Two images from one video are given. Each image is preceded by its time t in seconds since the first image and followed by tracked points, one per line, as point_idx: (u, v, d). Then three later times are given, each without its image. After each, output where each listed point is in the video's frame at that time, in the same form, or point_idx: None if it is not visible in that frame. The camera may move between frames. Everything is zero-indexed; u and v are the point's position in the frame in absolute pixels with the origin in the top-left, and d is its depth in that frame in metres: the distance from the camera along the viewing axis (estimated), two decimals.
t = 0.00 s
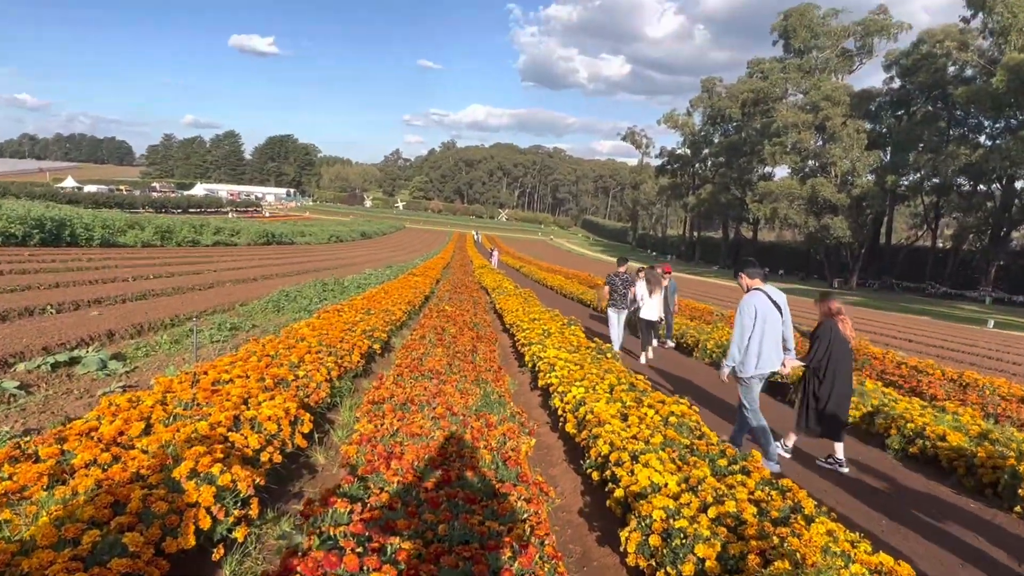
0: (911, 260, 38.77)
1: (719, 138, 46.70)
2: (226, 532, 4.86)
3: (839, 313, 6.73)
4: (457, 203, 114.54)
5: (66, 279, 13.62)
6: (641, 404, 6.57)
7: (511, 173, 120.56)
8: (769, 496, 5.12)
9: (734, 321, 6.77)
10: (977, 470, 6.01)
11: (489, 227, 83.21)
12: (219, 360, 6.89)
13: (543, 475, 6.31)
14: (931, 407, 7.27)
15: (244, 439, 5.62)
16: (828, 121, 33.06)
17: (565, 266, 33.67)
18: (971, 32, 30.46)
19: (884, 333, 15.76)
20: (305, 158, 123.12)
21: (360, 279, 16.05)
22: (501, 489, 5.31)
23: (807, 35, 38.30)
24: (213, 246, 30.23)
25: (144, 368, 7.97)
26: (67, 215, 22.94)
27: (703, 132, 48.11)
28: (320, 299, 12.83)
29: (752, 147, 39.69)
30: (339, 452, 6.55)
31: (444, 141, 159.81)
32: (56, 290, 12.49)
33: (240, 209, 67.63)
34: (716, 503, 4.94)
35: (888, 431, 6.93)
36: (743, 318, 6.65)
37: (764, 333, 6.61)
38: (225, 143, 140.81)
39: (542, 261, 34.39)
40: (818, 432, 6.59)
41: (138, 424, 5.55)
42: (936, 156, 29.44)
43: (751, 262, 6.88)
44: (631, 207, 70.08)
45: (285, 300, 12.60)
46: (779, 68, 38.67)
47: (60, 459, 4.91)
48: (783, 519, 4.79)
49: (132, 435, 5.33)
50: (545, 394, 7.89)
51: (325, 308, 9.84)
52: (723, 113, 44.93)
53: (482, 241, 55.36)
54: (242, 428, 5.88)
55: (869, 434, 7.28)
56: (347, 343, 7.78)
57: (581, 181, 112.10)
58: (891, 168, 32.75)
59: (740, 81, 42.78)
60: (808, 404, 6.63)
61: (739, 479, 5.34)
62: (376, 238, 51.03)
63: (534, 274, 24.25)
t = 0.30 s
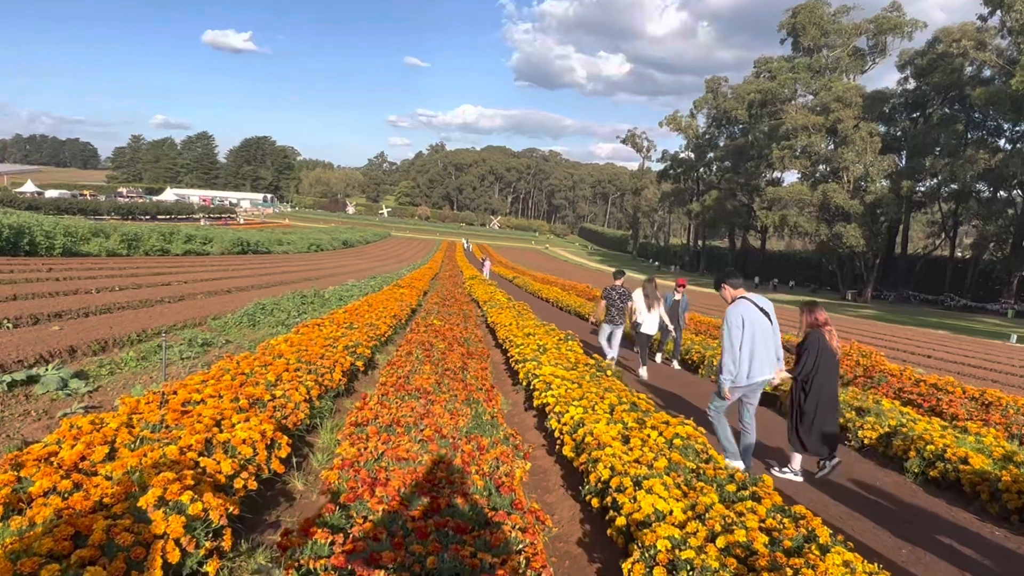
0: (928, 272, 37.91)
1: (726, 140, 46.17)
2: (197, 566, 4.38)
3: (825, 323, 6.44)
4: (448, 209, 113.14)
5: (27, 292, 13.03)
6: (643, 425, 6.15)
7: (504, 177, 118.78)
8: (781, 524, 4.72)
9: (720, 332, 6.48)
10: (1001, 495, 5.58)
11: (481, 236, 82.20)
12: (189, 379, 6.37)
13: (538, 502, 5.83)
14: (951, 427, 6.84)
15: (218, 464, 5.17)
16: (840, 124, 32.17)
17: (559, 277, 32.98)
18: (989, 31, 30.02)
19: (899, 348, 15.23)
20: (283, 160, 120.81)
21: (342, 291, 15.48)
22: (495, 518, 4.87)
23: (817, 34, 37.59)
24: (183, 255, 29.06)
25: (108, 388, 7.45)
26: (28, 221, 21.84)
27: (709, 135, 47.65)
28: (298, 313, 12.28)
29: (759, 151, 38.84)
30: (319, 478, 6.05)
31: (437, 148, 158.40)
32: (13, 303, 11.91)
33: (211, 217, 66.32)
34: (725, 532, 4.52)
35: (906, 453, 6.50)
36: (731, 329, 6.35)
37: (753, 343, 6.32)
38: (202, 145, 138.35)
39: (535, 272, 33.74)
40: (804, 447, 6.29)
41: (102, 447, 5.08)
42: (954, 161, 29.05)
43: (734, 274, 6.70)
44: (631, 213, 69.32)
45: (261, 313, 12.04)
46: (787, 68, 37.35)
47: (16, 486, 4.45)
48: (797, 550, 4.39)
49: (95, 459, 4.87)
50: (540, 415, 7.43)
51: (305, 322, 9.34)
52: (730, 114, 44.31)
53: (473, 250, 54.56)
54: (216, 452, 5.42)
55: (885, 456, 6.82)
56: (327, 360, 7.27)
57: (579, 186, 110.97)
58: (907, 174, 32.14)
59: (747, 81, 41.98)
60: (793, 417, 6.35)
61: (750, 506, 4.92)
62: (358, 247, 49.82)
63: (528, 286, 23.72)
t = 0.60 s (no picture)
0: (954, 281, 34.25)
1: (736, 138, 44.61)
2: None
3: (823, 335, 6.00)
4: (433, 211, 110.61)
5: None
6: (647, 448, 5.62)
7: (494, 177, 115.77)
8: (799, 555, 4.22)
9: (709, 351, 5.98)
10: None
11: (470, 241, 80.51)
12: (147, 399, 5.77)
13: (530, 534, 5.27)
14: (982, 450, 6.32)
15: (179, 493, 4.62)
16: (860, 120, 29.64)
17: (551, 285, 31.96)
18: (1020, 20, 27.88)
19: (920, 361, 14.46)
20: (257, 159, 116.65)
21: (317, 302, 14.73)
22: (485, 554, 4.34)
23: (835, 22, 35.66)
24: (143, 262, 26.20)
25: (57, 409, 6.83)
26: None
27: (718, 132, 45.92)
28: (268, 326, 11.56)
29: (772, 150, 37.44)
30: (291, 508, 5.47)
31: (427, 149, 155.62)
32: None
33: (173, 219, 64.39)
34: (739, 568, 4.02)
35: (933, 479, 5.98)
36: (721, 347, 5.87)
37: (747, 361, 5.83)
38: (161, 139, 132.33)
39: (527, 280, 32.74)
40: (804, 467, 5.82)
41: (48, 475, 4.50)
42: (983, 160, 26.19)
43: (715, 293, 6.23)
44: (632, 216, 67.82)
45: (228, 326, 11.32)
46: (804, 59, 36.22)
47: None
48: None
49: (40, 488, 4.30)
50: (535, 438, 6.86)
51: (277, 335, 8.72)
52: (739, 109, 43.27)
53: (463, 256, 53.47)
54: (177, 479, 4.85)
55: (910, 482, 6.30)
56: (300, 378, 6.66)
57: (577, 187, 108.43)
58: (931, 174, 29.35)
59: (759, 74, 40.93)
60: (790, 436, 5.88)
61: (765, 536, 4.39)
62: (336, 251, 47.98)
63: (522, 295, 22.92)
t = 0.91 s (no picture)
0: (963, 288, 33.99)
1: (736, 140, 44.47)
2: None
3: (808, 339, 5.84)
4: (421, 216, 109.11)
5: None
6: (644, 464, 5.39)
7: (485, 181, 114.84)
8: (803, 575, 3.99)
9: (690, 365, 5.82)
10: None
11: (460, 248, 79.62)
12: (121, 413, 5.48)
13: (522, 553, 5.02)
14: (992, 465, 6.14)
15: (155, 512, 4.34)
16: (863, 123, 29.42)
17: (542, 293, 31.46)
18: None
19: (925, 373, 14.17)
20: (235, 162, 114.72)
21: (300, 310, 14.37)
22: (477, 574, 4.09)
23: (838, 22, 35.51)
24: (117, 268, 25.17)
25: (25, 424, 6.54)
26: None
27: (717, 134, 45.91)
28: (249, 336, 11.24)
29: (773, 153, 37.03)
30: (272, 527, 5.20)
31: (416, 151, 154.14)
32: None
33: (148, 223, 63.02)
34: None
35: (941, 496, 5.79)
36: (703, 361, 5.71)
37: (732, 371, 5.66)
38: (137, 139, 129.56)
39: (518, 288, 32.27)
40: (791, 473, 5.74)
41: (15, 493, 4.21)
42: (992, 165, 25.91)
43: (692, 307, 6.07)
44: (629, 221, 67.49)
45: (206, 335, 11.01)
46: (806, 60, 36.26)
47: None
48: None
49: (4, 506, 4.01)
50: (527, 452, 6.61)
51: (258, 345, 8.45)
52: (740, 111, 43.17)
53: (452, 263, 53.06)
54: (152, 497, 4.58)
55: (917, 498, 6.10)
56: (281, 390, 6.38)
57: (572, 190, 108.13)
58: (938, 179, 29.02)
59: (760, 74, 40.76)
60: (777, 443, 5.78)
61: (766, 556, 4.17)
62: (319, 257, 46.98)
63: (514, 303, 22.64)
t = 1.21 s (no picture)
0: (974, 296, 33.25)
1: (739, 139, 44.42)
2: None
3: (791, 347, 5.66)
4: (408, 218, 107.88)
5: None
6: (643, 479, 5.13)
7: (473, 181, 113.60)
8: None
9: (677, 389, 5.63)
10: None
11: (451, 252, 78.82)
12: (91, 426, 5.17)
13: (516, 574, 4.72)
14: (1005, 481, 5.91)
15: (127, 531, 4.04)
16: (871, 123, 29.14)
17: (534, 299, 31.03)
18: None
19: (931, 383, 13.92)
20: (217, 162, 113.81)
21: (283, 317, 14.01)
22: None
23: (844, 17, 35.36)
24: (89, 273, 24.43)
25: None
26: None
27: (719, 134, 45.65)
28: (228, 345, 10.89)
29: (778, 154, 36.76)
30: (251, 546, 4.89)
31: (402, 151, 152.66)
32: None
33: (122, 226, 61.80)
34: None
35: (952, 513, 5.56)
36: (691, 384, 5.52)
37: (722, 390, 5.45)
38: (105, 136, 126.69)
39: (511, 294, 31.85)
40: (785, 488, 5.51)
41: None
42: (1004, 166, 25.64)
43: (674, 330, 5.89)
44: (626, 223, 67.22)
45: (183, 344, 10.70)
46: (811, 58, 35.84)
47: None
48: None
49: None
50: (520, 467, 6.35)
51: (238, 355, 8.15)
52: (742, 109, 43.02)
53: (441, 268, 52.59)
54: (124, 515, 4.26)
55: (928, 515, 5.87)
56: (261, 402, 6.10)
57: (567, 192, 107.90)
58: (949, 181, 28.37)
59: (763, 72, 40.49)
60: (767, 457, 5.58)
61: None
62: (304, 261, 46.32)
63: (507, 309, 22.35)
